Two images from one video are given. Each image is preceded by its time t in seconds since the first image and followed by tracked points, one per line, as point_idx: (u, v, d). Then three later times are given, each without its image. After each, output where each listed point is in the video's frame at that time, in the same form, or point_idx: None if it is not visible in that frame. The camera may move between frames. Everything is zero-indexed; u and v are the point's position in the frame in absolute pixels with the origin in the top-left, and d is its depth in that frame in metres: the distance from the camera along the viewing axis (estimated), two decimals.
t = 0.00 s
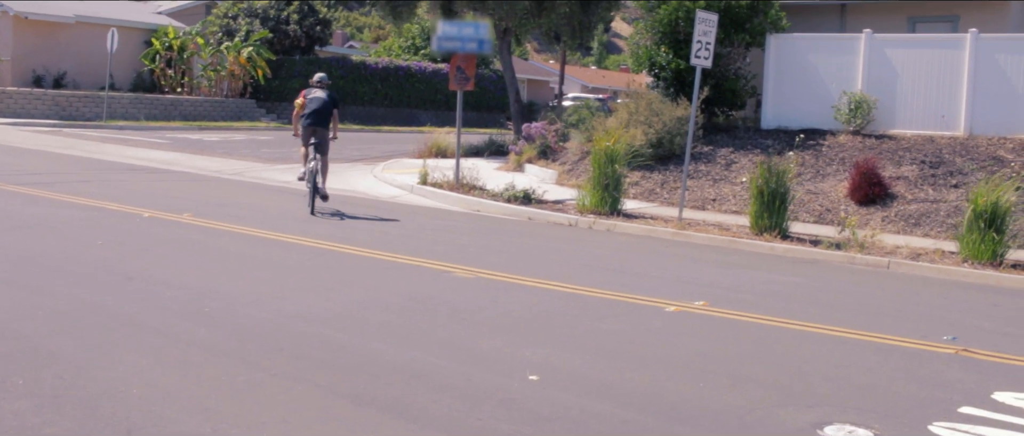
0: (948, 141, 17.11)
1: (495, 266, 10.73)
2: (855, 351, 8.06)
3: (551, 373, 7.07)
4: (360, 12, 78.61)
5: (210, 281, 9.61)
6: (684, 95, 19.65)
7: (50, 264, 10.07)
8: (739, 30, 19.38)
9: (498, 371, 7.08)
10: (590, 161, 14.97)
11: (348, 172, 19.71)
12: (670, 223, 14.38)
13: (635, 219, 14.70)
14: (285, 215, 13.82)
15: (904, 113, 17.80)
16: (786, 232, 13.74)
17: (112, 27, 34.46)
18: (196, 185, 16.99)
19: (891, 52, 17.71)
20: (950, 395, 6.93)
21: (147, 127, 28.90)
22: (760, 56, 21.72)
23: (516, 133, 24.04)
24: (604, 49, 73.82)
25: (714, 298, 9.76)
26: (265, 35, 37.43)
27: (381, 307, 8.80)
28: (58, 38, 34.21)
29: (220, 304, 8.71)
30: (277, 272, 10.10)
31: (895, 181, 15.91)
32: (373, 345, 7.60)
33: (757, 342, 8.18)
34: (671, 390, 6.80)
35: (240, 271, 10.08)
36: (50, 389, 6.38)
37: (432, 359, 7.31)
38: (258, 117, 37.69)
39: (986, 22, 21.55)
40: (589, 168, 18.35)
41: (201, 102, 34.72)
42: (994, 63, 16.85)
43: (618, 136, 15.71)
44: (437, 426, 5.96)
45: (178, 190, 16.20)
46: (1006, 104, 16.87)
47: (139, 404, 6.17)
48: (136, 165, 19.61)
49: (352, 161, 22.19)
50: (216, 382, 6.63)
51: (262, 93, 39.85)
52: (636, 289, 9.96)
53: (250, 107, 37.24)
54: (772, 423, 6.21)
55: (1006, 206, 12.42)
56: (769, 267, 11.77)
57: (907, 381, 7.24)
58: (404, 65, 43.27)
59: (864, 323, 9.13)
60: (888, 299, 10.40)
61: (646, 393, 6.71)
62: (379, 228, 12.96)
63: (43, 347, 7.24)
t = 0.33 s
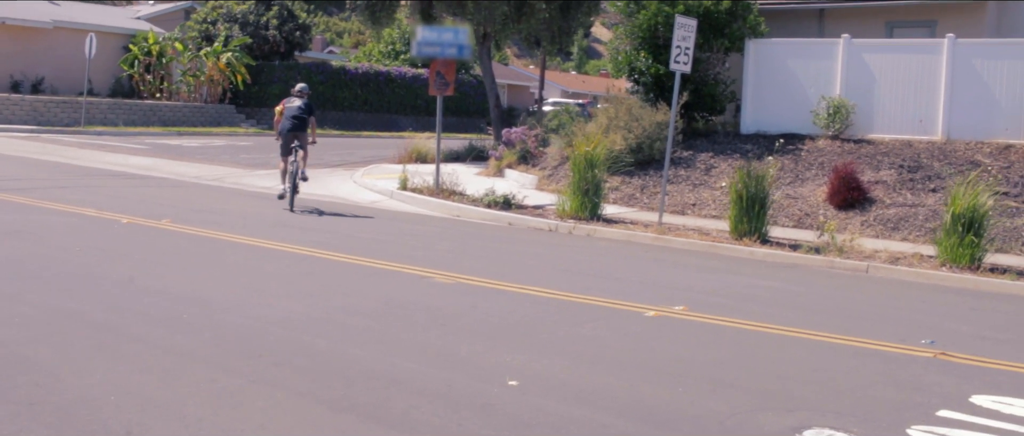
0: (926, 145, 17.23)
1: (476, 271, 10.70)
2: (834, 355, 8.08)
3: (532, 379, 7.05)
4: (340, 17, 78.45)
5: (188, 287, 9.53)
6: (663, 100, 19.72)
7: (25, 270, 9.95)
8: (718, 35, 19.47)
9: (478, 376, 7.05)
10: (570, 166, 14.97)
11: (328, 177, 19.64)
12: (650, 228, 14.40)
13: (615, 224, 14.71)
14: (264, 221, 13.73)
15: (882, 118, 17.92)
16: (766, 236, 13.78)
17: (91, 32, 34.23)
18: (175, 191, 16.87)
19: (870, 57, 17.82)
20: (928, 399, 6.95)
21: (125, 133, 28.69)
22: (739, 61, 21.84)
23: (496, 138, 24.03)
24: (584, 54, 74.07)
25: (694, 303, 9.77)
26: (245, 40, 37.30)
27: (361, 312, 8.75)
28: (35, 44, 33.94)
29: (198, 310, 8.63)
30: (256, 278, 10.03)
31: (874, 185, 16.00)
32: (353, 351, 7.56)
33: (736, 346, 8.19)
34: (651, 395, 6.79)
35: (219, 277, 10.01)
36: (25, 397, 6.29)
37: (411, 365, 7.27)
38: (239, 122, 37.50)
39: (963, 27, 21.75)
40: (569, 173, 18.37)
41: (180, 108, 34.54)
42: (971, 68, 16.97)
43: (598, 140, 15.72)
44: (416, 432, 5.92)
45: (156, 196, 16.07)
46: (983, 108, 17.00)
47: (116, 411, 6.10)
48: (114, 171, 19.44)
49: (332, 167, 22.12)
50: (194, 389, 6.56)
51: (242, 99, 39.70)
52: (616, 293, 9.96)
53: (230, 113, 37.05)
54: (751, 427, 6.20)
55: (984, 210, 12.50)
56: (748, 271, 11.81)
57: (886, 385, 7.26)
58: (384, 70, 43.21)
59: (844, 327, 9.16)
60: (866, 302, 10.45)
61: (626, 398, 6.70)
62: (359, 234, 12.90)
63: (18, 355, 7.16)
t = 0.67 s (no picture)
0: (912, 144, 17.30)
1: (464, 271, 10.70)
2: (821, 353, 8.10)
3: (520, 379, 7.04)
4: (326, 18, 78.33)
5: (175, 289, 9.48)
6: (650, 100, 19.74)
7: (11, 273, 9.90)
8: (705, 35, 19.52)
9: (467, 377, 7.04)
10: (557, 166, 14.97)
11: (316, 179, 19.60)
12: (638, 228, 14.41)
13: (602, 224, 14.71)
14: (251, 222, 13.69)
15: (868, 117, 17.99)
16: (753, 235, 13.81)
17: (76, 34, 34.07)
18: (162, 193, 16.81)
19: (856, 56, 17.89)
20: (915, 396, 6.97)
21: (112, 135, 28.57)
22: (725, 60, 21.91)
23: (483, 138, 24.01)
24: (569, 55, 74.17)
25: (681, 302, 9.78)
26: (231, 41, 37.19)
27: (348, 313, 8.73)
28: (20, 46, 33.78)
29: (186, 312, 8.59)
30: (243, 279, 10.00)
31: (860, 183, 16.05)
32: (340, 352, 7.54)
33: (724, 345, 8.19)
34: (640, 394, 6.78)
35: (207, 279, 9.97)
36: (12, 401, 6.24)
37: (399, 365, 7.25)
38: (225, 124, 37.38)
39: (948, 26, 21.85)
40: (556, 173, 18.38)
41: (167, 109, 34.42)
42: (956, 66, 17.04)
43: (585, 140, 15.73)
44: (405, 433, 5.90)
45: (142, 198, 16.00)
46: (969, 106, 17.07)
47: (103, 414, 6.06)
48: (100, 173, 19.35)
49: (320, 168, 22.07)
50: (182, 391, 6.53)
51: (228, 100, 39.61)
52: (605, 293, 9.96)
53: (217, 114, 36.94)
54: (739, 426, 6.21)
55: (970, 208, 12.55)
56: (735, 270, 11.82)
57: (875, 383, 7.28)
58: (371, 72, 43.14)
59: (831, 326, 9.18)
60: (853, 300, 10.48)
61: (615, 397, 6.70)
62: (347, 235, 12.87)
63: (4, 358, 7.11)
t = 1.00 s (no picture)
0: (892, 136, 17.39)
1: (446, 265, 10.67)
2: (802, 346, 8.12)
3: (501, 372, 7.03)
4: (307, 12, 78.00)
5: (154, 284, 9.42)
6: (632, 93, 19.79)
7: None
8: (686, 28, 19.51)
9: (447, 371, 7.02)
10: (538, 159, 14.97)
11: (297, 173, 19.54)
12: (619, 221, 14.43)
13: (584, 217, 14.72)
14: (232, 217, 13.61)
15: (849, 110, 18.07)
16: (734, 228, 13.85)
17: (56, 28, 33.81)
18: (142, 187, 16.70)
19: (836, 49, 17.96)
20: (895, 388, 6.99)
21: (92, 129, 28.37)
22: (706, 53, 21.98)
23: (465, 132, 23.96)
24: (551, 47, 74.19)
25: (663, 295, 9.79)
26: (211, 35, 37.00)
27: (329, 307, 8.70)
28: None
29: (165, 307, 8.54)
30: (223, 274, 9.93)
31: (841, 176, 16.12)
32: (321, 347, 7.51)
33: (704, 338, 8.21)
34: (620, 387, 6.79)
35: (186, 274, 9.91)
36: None
37: (379, 360, 7.23)
38: (207, 118, 37.17)
39: (928, 18, 21.95)
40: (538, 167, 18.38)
41: (147, 103, 34.20)
42: (936, 59, 17.13)
43: (566, 134, 15.71)
44: (385, 427, 5.88)
45: (122, 192, 15.88)
46: (949, 99, 17.16)
47: (81, 410, 6.01)
48: (79, 168, 19.21)
49: (301, 162, 21.98)
50: (160, 386, 6.48)
51: (209, 94, 39.43)
52: (586, 286, 9.97)
53: (198, 108, 36.73)
54: (720, 419, 6.22)
55: (950, 200, 12.63)
56: (716, 263, 11.85)
57: (854, 375, 7.32)
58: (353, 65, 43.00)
59: (812, 318, 9.22)
60: (834, 293, 10.52)
61: (596, 391, 6.70)
62: (328, 229, 12.82)
63: None
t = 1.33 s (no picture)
0: (876, 126, 17.45)
1: (431, 257, 10.65)
2: (786, 335, 8.15)
3: (486, 364, 7.03)
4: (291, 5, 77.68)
5: (138, 278, 9.38)
6: (617, 84, 19.73)
7: None
8: (670, 19, 19.55)
9: (432, 363, 7.02)
10: (523, 151, 14.96)
11: (282, 166, 19.48)
12: (604, 212, 14.44)
13: (569, 208, 14.72)
14: (216, 210, 13.56)
15: (833, 100, 18.12)
16: (719, 218, 13.88)
17: (37, 21, 33.56)
18: (125, 181, 16.60)
19: (820, 39, 18.01)
20: (879, 377, 7.03)
21: (75, 123, 28.19)
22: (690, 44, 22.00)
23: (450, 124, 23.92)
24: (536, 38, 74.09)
25: (648, 285, 9.81)
26: (194, 27, 36.82)
27: (314, 300, 8.68)
28: None
29: (148, 301, 8.49)
30: (207, 267, 9.89)
31: (826, 166, 16.18)
32: (305, 339, 7.49)
33: (689, 328, 8.23)
34: (606, 378, 6.80)
35: (170, 267, 9.86)
36: None
37: (365, 352, 7.21)
38: (191, 111, 36.99)
39: (911, 9, 22.02)
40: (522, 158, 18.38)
41: (130, 97, 34.00)
42: (920, 49, 17.19)
43: (550, 125, 15.70)
44: (370, 420, 5.88)
45: (105, 186, 15.79)
46: (933, 89, 17.22)
47: (65, 404, 5.98)
48: (61, 162, 19.10)
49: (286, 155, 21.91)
50: (144, 381, 6.45)
51: (193, 87, 39.27)
52: (571, 277, 9.97)
53: (182, 102, 36.54)
54: (705, 409, 6.24)
55: (933, 190, 12.69)
56: (700, 253, 11.87)
57: (838, 364, 7.35)
58: (337, 57, 42.85)
59: (796, 308, 9.25)
60: (818, 283, 10.56)
61: (581, 381, 6.70)
62: (313, 222, 12.78)
63: None
